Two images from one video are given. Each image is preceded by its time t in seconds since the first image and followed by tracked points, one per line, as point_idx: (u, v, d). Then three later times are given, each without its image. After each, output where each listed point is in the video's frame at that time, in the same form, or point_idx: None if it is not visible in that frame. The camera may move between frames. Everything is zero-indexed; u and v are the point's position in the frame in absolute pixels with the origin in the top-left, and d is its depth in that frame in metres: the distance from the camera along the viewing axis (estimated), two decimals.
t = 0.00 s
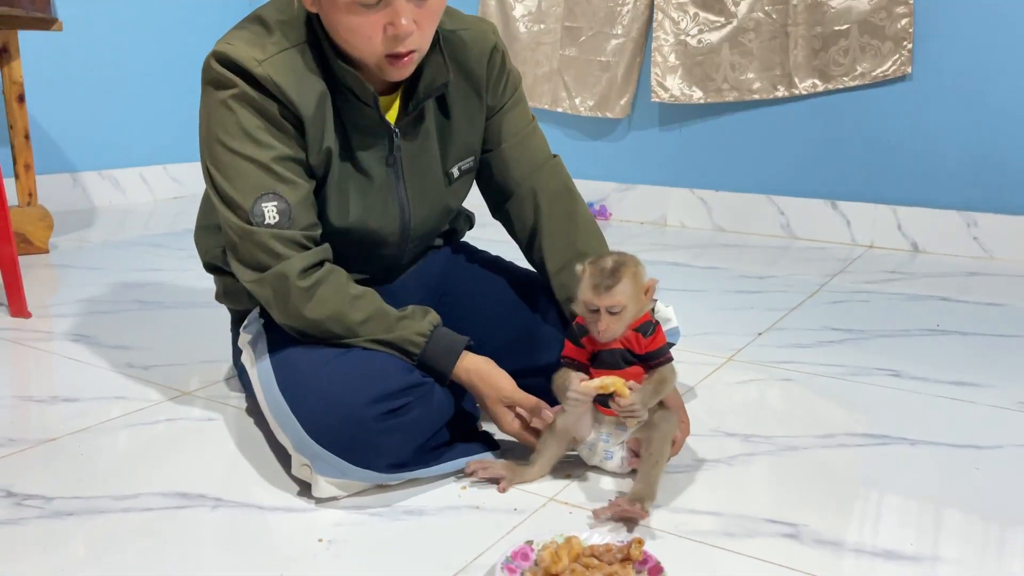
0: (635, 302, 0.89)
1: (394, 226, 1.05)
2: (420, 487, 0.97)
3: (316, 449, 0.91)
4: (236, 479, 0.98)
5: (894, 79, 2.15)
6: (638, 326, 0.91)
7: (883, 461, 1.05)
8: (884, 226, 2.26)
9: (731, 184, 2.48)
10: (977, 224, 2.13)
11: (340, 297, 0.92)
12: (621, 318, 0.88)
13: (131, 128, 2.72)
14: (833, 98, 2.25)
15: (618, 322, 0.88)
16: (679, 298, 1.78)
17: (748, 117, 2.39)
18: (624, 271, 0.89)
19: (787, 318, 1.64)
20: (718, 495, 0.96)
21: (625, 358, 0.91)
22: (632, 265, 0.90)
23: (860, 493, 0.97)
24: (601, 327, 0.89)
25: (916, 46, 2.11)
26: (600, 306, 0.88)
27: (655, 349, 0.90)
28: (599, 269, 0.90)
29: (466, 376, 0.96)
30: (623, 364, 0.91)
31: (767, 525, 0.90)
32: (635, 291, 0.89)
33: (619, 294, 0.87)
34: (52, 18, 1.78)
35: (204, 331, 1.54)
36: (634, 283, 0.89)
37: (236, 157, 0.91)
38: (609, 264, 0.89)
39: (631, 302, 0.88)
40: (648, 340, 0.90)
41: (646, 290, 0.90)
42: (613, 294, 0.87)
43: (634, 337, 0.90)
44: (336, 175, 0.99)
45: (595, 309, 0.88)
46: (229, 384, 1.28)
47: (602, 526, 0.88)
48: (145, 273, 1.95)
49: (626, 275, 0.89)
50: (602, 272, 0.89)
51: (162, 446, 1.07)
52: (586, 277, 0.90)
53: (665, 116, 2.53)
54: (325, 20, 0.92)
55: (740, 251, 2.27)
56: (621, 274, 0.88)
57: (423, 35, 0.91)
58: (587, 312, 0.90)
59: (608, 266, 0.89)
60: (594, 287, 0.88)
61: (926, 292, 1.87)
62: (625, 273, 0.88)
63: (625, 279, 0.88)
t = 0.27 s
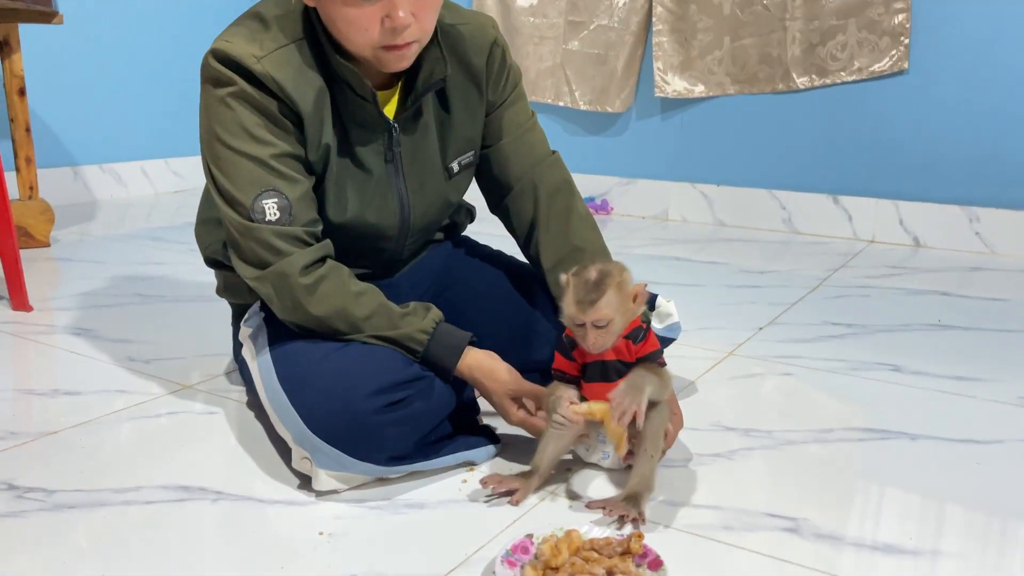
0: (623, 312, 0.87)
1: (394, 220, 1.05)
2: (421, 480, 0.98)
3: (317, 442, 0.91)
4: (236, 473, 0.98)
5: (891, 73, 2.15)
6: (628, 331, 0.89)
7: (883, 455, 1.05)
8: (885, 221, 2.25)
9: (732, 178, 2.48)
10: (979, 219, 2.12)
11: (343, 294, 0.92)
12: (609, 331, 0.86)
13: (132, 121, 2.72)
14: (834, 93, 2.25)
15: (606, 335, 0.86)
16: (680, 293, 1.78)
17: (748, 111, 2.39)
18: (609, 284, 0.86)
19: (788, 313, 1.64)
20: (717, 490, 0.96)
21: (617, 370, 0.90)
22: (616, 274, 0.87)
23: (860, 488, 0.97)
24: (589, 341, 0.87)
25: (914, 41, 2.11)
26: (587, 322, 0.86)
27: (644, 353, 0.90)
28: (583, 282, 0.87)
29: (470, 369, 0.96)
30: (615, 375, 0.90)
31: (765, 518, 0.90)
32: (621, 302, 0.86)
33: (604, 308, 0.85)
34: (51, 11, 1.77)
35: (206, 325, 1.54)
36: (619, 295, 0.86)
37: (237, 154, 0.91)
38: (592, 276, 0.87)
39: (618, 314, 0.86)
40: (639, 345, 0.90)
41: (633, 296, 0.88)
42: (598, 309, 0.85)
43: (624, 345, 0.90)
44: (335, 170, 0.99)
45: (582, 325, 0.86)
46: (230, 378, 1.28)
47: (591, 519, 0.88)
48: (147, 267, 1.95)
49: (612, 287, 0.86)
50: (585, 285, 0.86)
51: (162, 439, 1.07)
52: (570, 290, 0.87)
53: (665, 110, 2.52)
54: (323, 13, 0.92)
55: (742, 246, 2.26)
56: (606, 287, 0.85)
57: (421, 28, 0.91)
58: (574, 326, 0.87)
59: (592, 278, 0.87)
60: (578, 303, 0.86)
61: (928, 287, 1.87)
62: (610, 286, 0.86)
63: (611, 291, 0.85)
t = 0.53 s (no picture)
0: (633, 307, 0.84)
1: (397, 216, 1.05)
2: (420, 476, 0.98)
3: (317, 439, 0.92)
4: (236, 469, 0.99)
5: (890, 70, 2.15)
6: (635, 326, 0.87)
7: (881, 452, 1.06)
8: (886, 217, 2.25)
9: (733, 174, 2.48)
10: (979, 216, 2.12)
11: (347, 291, 0.92)
12: (621, 327, 0.84)
13: (132, 118, 2.72)
14: (834, 89, 2.24)
15: (618, 330, 0.84)
16: (680, 289, 1.78)
17: (749, 109, 2.39)
18: (619, 279, 0.83)
19: (788, 309, 1.64)
20: (715, 487, 0.96)
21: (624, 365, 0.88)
22: (625, 268, 0.85)
23: (858, 484, 0.97)
24: (601, 338, 0.84)
25: (913, 38, 2.11)
26: (598, 318, 0.83)
27: (652, 349, 0.87)
28: (591, 279, 0.83)
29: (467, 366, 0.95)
30: (622, 370, 0.88)
31: (763, 515, 0.90)
32: (632, 296, 0.84)
33: (618, 304, 0.82)
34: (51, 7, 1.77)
35: (207, 320, 1.54)
36: (628, 289, 0.84)
37: (242, 151, 0.91)
38: (600, 272, 0.83)
39: (629, 309, 0.83)
40: (646, 341, 0.87)
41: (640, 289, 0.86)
42: (611, 305, 0.82)
43: (632, 341, 0.87)
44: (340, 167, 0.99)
45: (594, 321, 0.83)
46: (230, 374, 1.28)
47: (596, 515, 0.89)
48: (148, 262, 1.96)
49: (622, 282, 0.83)
50: (595, 283, 0.83)
51: (162, 435, 1.07)
52: (580, 286, 0.84)
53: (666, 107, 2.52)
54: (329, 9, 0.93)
55: (742, 242, 2.27)
56: (617, 282, 0.83)
57: (427, 23, 0.91)
58: (584, 324, 0.85)
59: (599, 275, 0.83)
60: (590, 301, 0.83)
61: (927, 283, 1.87)
62: (620, 281, 0.83)
63: (622, 286, 0.83)
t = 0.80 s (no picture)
0: (630, 310, 0.85)
1: (399, 216, 1.05)
2: (420, 477, 0.98)
3: (317, 439, 0.92)
4: (238, 469, 0.99)
5: (891, 71, 2.15)
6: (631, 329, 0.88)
7: (882, 452, 1.06)
8: (886, 217, 2.25)
9: (733, 174, 2.48)
10: (979, 216, 2.12)
11: (349, 291, 0.92)
12: (619, 331, 0.84)
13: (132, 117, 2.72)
14: (835, 89, 2.25)
15: (615, 334, 0.84)
16: (680, 289, 1.78)
17: (749, 109, 2.39)
18: (618, 283, 0.83)
19: (788, 309, 1.64)
20: (716, 487, 0.96)
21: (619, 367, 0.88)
22: (622, 271, 0.85)
23: (858, 484, 0.98)
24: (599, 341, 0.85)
25: (914, 38, 2.11)
26: (598, 322, 0.83)
27: (647, 351, 0.88)
28: (590, 284, 0.83)
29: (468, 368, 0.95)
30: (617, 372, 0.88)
31: (764, 515, 0.91)
32: (629, 300, 0.84)
33: (617, 309, 0.83)
34: (53, 7, 1.78)
35: (207, 320, 1.54)
36: (627, 292, 0.84)
37: (245, 151, 0.91)
38: (599, 276, 0.83)
39: (627, 313, 0.84)
40: (640, 343, 0.88)
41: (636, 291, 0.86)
42: (610, 310, 0.83)
43: (628, 343, 0.88)
44: (342, 167, 0.99)
45: (593, 326, 0.84)
46: (231, 375, 1.28)
47: (597, 516, 0.89)
48: (149, 262, 1.96)
49: (621, 286, 0.83)
50: (595, 288, 0.83)
51: (163, 436, 1.07)
52: (579, 291, 0.84)
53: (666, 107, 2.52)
54: (335, 9, 0.93)
55: (742, 242, 2.27)
56: (615, 287, 0.83)
57: (432, 23, 0.91)
58: (582, 327, 0.85)
59: (598, 279, 0.83)
60: (589, 306, 0.83)
61: (927, 283, 1.87)
62: (619, 286, 0.83)
63: (621, 291, 0.83)
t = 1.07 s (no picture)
0: (632, 300, 0.85)
1: (396, 213, 1.05)
2: (417, 478, 0.98)
3: (314, 441, 0.91)
4: (236, 471, 0.99)
5: (890, 73, 2.15)
6: (631, 324, 0.88)
7: (881, 453, 1.06)
8: (885, 220, 2.26)
9: (732, 176, 2.48)
10: (977, 218, 2.13)
11: (345, 289, 0.93)
12: (621, 320, 0.85)
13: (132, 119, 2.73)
14: (833, 91, 2.25)
15: (618, 323, 0.85)
16: (680, 291, 1.78)
17: (748, 111, 2.39)
18: (620, 272, 0.84)
19: (787, 311, 1.65)
20: (714, 489, 0.96)
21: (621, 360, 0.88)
22: (624, 261, 0.86)
23: (857, 486, 0.98)
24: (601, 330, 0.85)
25: (913, 40, 2.11)
26: (599, 310, 0.84)
27: (648, 348, 0.88)
28: (592, 272, 0.84)
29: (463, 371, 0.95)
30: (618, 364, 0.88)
31: (762, 517, 0.91)
32: (632, 289, 0.85)
33: (619, 296, 0.83)
34: (53, 9, 1.78)
35: (206, 322, 1.55)
36: (628, 281, 0.85)
37: (241, 149, 0.91)
38: (601, 265, 0.84)
39: (628, 301, 0.85)
40: (641, 341, 0.88)
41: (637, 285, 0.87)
42: (613, 297, 0.83)
43: (628, 338, 0.88)
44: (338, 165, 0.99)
45: (595, 312, 0.84)
46: (230, 376, 1.28)
47: (596, 519, 0.88)
48: (148, 264, 1.97)
49: (623, 275, 0.84)
50: (596, 275, 0.83)
51: (163, 438, 1.07)
52: (582, 278, 0.84)
53: (665, 109, 2.53)
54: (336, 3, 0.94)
55: (741, 244, 2.27)
56: (618, 275, 0.83)
57: (433, 19, 0.93)
58: (584, 317, 0.85)
59: (600, 267, 0.84)
60: (592, 294, 0.83)
61: (926, 285, 1.88)
62: (622, 274, 0.84)
63: (623, 279, 0.84)
